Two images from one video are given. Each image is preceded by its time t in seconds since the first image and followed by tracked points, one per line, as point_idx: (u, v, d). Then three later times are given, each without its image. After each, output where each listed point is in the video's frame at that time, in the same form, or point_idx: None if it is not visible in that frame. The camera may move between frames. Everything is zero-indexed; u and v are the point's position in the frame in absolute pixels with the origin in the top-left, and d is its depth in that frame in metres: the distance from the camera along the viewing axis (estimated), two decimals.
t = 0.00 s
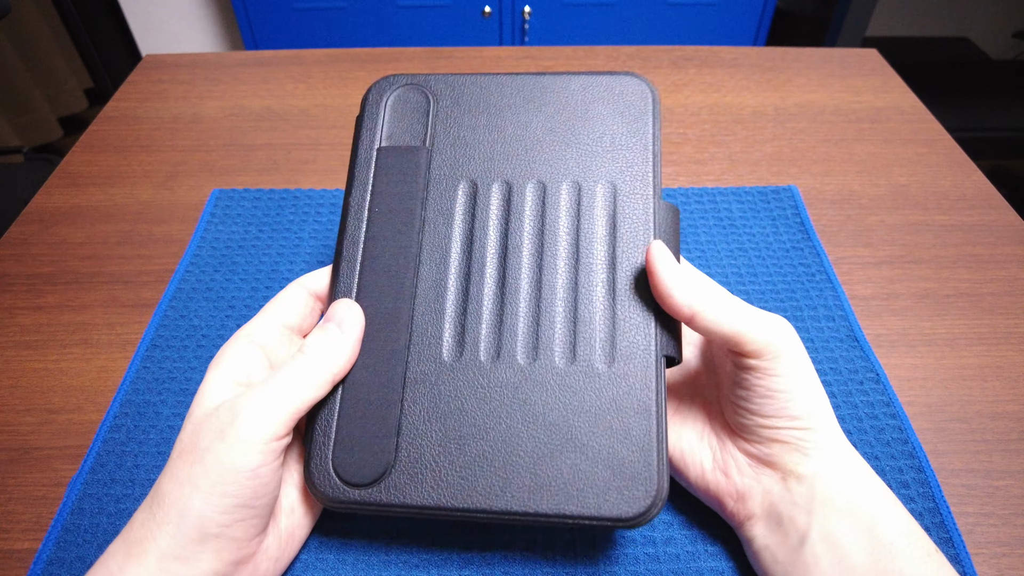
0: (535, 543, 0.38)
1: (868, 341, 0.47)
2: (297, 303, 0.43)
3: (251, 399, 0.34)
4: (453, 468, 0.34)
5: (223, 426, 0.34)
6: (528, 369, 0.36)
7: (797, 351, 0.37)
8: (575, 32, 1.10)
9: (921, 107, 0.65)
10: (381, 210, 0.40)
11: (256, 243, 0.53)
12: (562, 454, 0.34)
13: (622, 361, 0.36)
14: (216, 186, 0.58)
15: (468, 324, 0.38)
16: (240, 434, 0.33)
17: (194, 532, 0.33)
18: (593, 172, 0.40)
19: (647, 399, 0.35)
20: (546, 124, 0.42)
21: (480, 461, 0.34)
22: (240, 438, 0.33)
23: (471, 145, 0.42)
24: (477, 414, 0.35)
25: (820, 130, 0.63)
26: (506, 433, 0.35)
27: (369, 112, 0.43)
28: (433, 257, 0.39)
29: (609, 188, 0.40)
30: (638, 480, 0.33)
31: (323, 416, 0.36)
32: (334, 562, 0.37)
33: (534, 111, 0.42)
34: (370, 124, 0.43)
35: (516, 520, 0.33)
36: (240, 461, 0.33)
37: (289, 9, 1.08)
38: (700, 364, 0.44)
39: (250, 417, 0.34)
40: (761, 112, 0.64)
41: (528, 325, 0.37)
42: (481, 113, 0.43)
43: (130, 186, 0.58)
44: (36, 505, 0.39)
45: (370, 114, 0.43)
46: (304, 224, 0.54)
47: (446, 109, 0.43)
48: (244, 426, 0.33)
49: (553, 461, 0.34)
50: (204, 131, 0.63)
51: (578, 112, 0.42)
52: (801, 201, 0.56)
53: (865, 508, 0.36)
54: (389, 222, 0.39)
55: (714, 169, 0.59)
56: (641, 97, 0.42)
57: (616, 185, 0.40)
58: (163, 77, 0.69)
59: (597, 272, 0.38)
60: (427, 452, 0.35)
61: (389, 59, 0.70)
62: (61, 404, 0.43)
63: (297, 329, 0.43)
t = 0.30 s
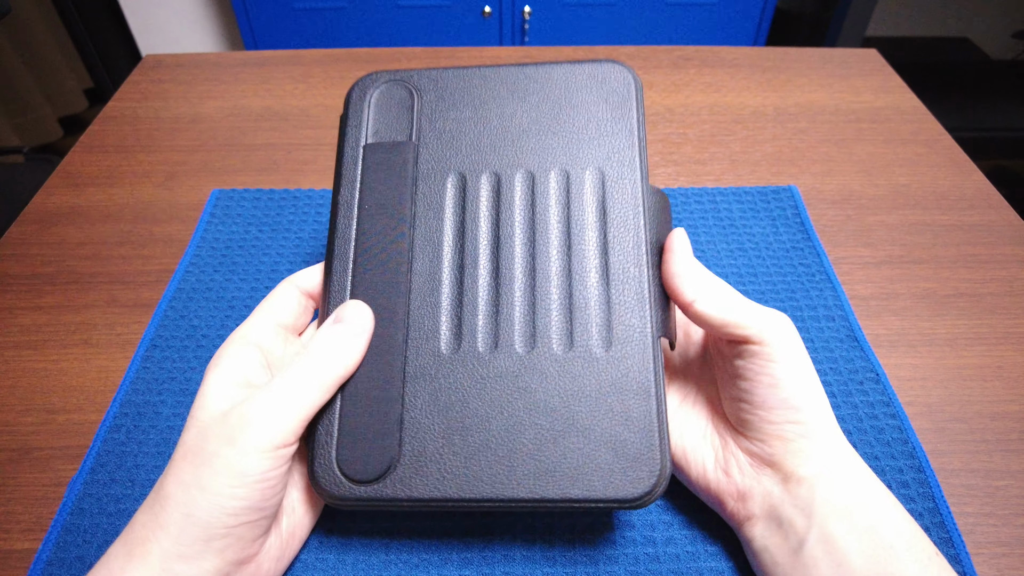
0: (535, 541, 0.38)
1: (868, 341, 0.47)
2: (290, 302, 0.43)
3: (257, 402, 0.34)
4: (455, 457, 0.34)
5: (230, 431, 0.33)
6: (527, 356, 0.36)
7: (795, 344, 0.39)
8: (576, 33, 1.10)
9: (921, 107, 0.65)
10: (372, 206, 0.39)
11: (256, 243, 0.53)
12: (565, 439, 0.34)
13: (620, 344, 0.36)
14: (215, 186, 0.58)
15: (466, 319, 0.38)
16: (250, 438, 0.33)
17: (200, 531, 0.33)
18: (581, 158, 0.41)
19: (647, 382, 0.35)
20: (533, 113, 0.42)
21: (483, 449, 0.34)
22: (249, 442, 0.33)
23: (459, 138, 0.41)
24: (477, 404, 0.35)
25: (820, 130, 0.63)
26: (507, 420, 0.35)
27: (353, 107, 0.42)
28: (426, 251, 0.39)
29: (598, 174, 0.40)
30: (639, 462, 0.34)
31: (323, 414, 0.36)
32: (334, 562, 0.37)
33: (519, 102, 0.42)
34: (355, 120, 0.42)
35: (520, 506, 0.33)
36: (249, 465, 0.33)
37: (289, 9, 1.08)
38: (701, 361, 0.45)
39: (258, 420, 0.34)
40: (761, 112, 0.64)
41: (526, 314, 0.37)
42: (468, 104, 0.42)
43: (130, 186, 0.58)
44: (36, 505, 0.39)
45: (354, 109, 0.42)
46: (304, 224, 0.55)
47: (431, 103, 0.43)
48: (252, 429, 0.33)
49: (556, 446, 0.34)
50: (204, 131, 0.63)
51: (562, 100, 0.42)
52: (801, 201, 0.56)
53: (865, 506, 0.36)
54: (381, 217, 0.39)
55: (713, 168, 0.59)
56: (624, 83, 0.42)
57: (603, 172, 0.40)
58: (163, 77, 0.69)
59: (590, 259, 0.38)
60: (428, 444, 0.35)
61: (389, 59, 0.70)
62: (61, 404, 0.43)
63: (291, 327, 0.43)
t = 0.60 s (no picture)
0: (535, 541, 0.38)
1: (868, 341, 0.47)
2: (289, 302, 0.43)
3: (263, 403, 0.34)
4: (456, 455, 0.34)
5: (237, 432, 0.33)
6: (529, 354, 0.36)
7: (781, 344, 0.39)
8: (576, 33, 1.10)
9: (921, 107, 0.65)
10: (372, 206, 0.39)
11: (257, 243, 0.53)
12: (568, 436, 0.34)
13: (620, 341, 0.36)
14: (215, 186, 0.58)
15: (466, 317, 0.38)
16: (257, 438, 0.33)
17: (206, 531, 0.33)
18: (579, 160, 0.41)
19: (649, 379, 0.35)
20: (531, 114, 0.42)
21: (484, 446, 0.34)
22: (257, 442, 0.33)
23: (458, 139, 0.42)
24: (479, 402, 0.35)
25: (820, 130, 0.63)
26: (510, 418, 0.35)
27: (352, 109, 0.42)
28: (426, 251, 0.39)
29: (596, 175, 0.40)
30: (641, 457, 0.34)
31: (325, 414, 0.36)
32: (334, 562, 0.37)
33: (517, 106, 0.42)
34: (354, 121, 0.42)
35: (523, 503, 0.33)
36: (256, 466, 0.33)
37: (289, 9, 1.08)
38: (697, 361, 0.45)
39: (265, 421, 0.34)
40: (761, 112, 0.64)
41: (528, 312, 0.37)
42: (467, 105, 0.42)
43: (130, 186, 0.58)
44: (36, 505, 0.39)
45: (353, 111, 0.42)
46: (304, 224, 0.55)
47: (430, 104, 0.43)
48: (258, 430, 0.33)
49: (560, 442, 0.34)
50: (204, 131, 0.63)
51: (558, 103, 0.42)
52: (801, 201, 0.56)
53: (864, 504, 0.36)
54: (380, 218, 0.39)
55: (714, 168, 0.59)
56: (619, 90, 0.42)
57: (601, 173, 0.40)
58: (163, 77, 0.69)
59: (590, 257, 0.38)
60: (429, 442, 0.35)
61: (389, 59, 0.70)
62: (61, 404, 0.43)
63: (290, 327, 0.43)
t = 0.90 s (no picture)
0: (534, 541, 0.38)
1: (868, 341, 0.47)
2: (287, 301, 0.43)
3: (264, 404, 0.34)
4: (455, 455, 0.34)
5: (238, 433, 0.33)
6: (527, 355, 0.36)
7: (772, 348, 0.39)
8: (575, 33, 1.10)
9: (921, 107, 0.65)
10: (369, 206, 0.39)
11: (256, 243, 0.53)
12: (566, 436, 0.34)
13: (617, 342, 0.36)
14: (215, 186, 0.58)
15: (465, 317, 0.38)
16: (257, 439, 0.33)
17: (207, 532, 0.33)
18: (576, 158, 0.41)
19: (646, 379, 0.35)
20: (528, 113, 0.42)
21: (483, 446, 0.34)
22: (257, 443, 0.33)
23: (455, 139, 0.41)
24: (477, 402, 0.35)
25: (820, 130, 0.63)
26: (507, 418, 0.35)
27: (348, 109, 0.42)
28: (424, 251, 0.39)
29: (593, 174, 0.40)
30: (639, 457, 0.34)
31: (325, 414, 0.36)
32: (334, 562, 0.37)
33: (515, 105, 0.42)
34: (350, 121, 0.42)
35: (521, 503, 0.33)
36: (257, 467, 0.33)
37: (289, 9, 1.08)
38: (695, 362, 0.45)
39: (265, 422, 0.34)
40: (761, 112, 0.64)
41: (525, 312, 0.37)
42: (463, 104, 0.42)
43: (130, 186, 0.58)
44: (35, 505, 0.39)
45: (350, 110, 0.42)
46: (304, 224, 0.55)
47: (426, 104, 0.43)
48: (259, 431, 0.33)
49: (558, 443, 0.34)
50: (204, 131, 0.63)
51: (556, 101, 0.42)
52: (801, 201, 0.56)
53: (864, 503, 0.36)
54: (378, 218, 0.39)
55: (714, 169, 0.59)
56: (618, 87, 0.42)
57: (598, 172, 0.40)
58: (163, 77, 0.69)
59: (588, 257, 0.38)
60: (428, 443, 0.35)
61: (389, 59, 0.70)
62: (61, 404, 0.43)
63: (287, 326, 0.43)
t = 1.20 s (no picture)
0: (534, 541, 0.38)
1: (868, 341, 0.47)
2: (286, 301, 0.43)
3: (262, 404, 0.34)
4: (455, 455, 0.34)
5: (237, 432, 0.33)
6: (526, 354, 0.36)
7: (769, 349, 0.39)
8: (575, 32, 1.09)
9: (921, 107, 0.65)
10: (368, 207, 0.39)
11: (256, 243, 0.53)
12: (565, 435, 0.34)
13: (616, 341, 0.36)
14: (215, 186, 0.58)
15: (464, 316, 0.38)
16: (255, 438, 0.33)
17: (205, 532, 0.33)
18: (574, 158, 0.41)
19: (644, 378, 0.35)
20: (527, 114, 0.42)
21: (483, 446, 0.34)
22: (255, 443, 0.33)
23: (454, 139, 0.41)
24: (476, 402, 0.35)
25: (821, 130, 0.63)
26: (507, 418, 0.35)
27: (348, 109, 0.42)
28: (423, 251, 0.39)
29: (591, 173, 0.40)
30: (638, 456, 0.34)
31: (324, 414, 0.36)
32: (334, 563, 0.37)
33: (513, 105, 0.42)
34: (350, 122, 0.42)
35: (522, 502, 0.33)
36: (255, 466, 0.33)
37: (289, 9, 1.08)
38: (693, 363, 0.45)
39: (263, 421, 0.34)
40: (761, 112, 0.64)
41: (524, 312, 0.37)
42: (462, 105, 0.42)
43: (130, 186, 0.58)
44: (36, 505, 0.39)
45: (349, 111, 0.42)
46: (304, 224, 0.55)
47: (425, 104, 0.43)
48: (257, 430, 0.33)
49: (557, 442, 0.34)
50: (204, 131, 0.63)
51: (554, 101, 0.42)
52: (801, 201, 0.56)
53: (863, 503, 0.36)
54: (377, 218, 0.39)
55: (714, 169, 0.59)
56: (616, 88, 0.42)
57: (597, 172, 0.40)
58: (163, 77, 0.69)
59: (586, 256, 0.39)
60: (428, 443, 0.35)
61: (389, 59, 0.70)
62: (61, 404, 0.43)
63: (287, 326, 0.43)
